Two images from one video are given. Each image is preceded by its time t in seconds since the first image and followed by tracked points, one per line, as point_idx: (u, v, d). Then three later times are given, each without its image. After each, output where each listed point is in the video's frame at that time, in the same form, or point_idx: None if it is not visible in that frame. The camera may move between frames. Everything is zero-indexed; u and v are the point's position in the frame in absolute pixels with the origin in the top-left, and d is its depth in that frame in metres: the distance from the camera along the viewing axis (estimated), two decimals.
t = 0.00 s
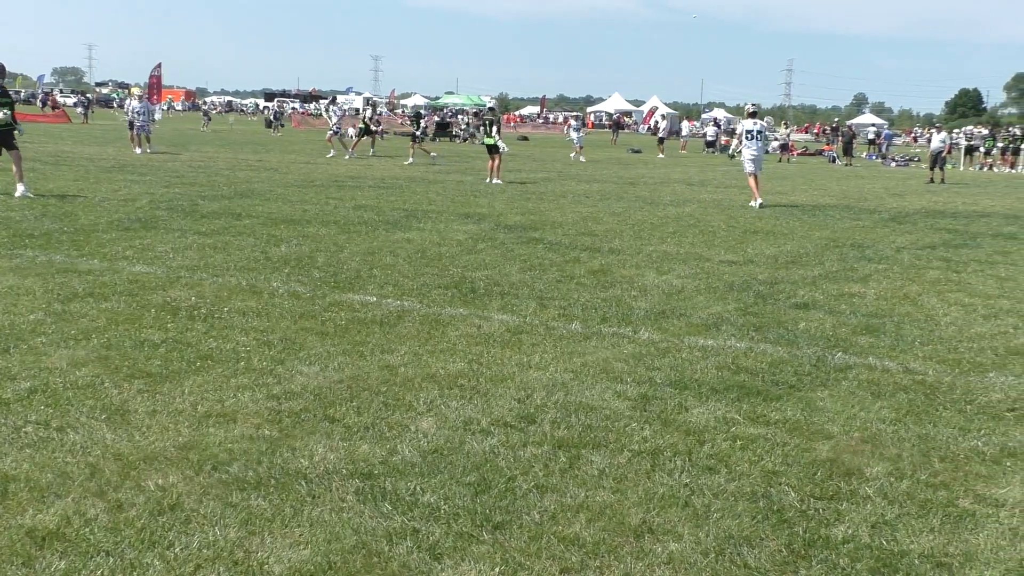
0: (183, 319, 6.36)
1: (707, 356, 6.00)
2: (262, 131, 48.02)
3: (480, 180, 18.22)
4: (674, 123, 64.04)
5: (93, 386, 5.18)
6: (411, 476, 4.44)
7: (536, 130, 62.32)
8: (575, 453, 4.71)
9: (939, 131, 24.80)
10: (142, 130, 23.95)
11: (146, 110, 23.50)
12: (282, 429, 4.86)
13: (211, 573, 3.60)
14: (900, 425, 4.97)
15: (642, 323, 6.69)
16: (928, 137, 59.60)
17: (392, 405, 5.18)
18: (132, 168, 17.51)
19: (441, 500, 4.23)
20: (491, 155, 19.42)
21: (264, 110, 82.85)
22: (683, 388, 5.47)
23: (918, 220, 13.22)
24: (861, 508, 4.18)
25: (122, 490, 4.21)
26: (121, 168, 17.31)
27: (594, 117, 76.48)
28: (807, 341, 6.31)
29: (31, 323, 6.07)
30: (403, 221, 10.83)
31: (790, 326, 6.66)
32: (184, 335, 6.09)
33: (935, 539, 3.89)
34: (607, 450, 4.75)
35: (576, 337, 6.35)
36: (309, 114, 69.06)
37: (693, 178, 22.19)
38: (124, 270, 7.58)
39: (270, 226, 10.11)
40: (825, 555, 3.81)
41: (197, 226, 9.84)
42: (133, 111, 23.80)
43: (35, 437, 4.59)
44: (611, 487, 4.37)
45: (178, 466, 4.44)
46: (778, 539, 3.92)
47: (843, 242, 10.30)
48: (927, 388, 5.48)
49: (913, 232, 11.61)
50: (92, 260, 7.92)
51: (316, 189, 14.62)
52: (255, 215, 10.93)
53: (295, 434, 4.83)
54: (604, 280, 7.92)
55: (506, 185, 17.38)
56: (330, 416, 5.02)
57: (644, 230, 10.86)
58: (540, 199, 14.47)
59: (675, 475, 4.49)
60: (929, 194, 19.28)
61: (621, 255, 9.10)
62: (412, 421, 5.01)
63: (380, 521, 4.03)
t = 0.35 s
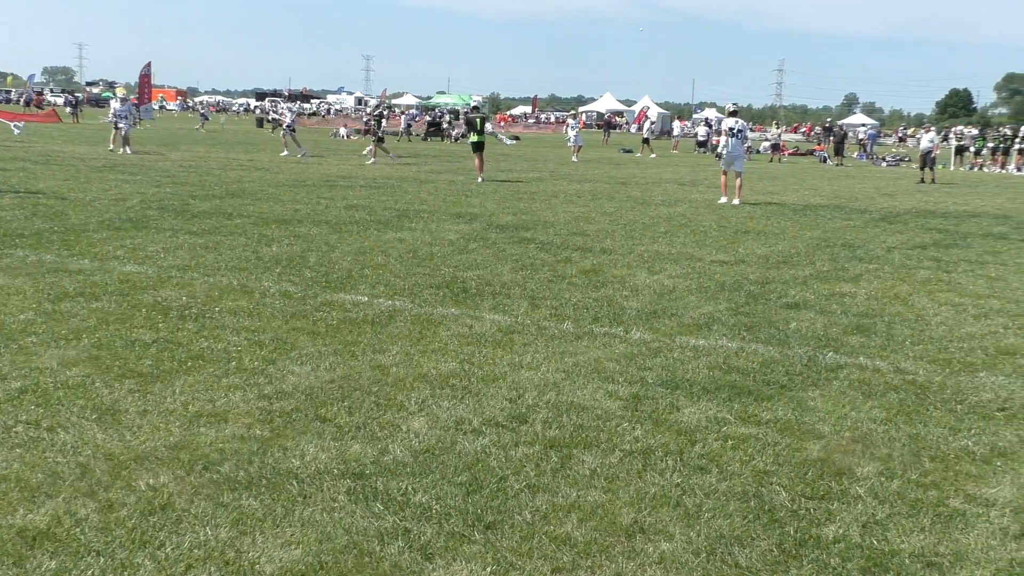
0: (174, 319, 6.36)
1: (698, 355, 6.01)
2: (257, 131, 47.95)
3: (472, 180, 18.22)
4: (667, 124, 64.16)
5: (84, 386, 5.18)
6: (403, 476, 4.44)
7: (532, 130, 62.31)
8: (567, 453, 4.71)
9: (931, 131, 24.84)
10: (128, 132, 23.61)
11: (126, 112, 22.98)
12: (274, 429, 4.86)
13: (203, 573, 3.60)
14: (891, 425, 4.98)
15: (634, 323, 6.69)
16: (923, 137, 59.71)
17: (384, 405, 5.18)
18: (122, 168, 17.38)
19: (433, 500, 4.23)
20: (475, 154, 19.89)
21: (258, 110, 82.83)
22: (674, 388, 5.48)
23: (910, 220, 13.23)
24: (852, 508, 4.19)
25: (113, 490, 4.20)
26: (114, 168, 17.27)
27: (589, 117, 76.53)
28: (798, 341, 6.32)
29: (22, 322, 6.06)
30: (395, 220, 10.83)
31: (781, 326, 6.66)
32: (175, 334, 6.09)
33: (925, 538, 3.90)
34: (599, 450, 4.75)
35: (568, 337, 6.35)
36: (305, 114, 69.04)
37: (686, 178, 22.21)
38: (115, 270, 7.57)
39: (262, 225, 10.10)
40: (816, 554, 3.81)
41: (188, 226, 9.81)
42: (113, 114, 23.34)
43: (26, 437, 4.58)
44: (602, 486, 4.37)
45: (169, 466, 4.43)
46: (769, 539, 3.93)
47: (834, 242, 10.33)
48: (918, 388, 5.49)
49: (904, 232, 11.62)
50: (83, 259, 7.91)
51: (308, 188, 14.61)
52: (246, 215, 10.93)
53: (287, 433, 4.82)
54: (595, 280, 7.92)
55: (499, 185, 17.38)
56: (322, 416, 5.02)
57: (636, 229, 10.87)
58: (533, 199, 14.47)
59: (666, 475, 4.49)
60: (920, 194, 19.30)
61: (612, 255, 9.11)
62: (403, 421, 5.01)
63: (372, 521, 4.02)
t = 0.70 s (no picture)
0: (169, 319, 6.35)
1: (693, 355, 6.01)
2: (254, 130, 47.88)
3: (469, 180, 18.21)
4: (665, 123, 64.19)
5: (78, 386, 5.17)
6: (397, 476, 4.44)
7: (529, 129, 62.30)
8: (561, 453, 4.71)
9: (926, 131, 24.87)
10: (111, 128, 23.23)
11: (107, 107, 22.60)
12: (268, 429, 4.86)
13: (197, 573, 3.60)
14: (885, 425, 4.99)
15: (629, 323, 6.70)
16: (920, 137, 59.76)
17: (379, 404, 5.18)
18: (115, 167, 17.31)
19: (427, 500, 4.23)
20: (458, 154, 20.32)
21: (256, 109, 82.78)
22: (669, 387, 5.48)
23: (904, 220, 13.24)
24: (846, 508, 4.19)
25: (108, 490, 4.20)
26: (109, 168, 17.23)
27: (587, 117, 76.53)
28: (793, 341, 6.33)
29: (16, 322, 6.05)
30: (390, 220, 10.82)
31: (776, 326, 6.66)
32: (170, 334, 6.08)
33: (920, 538, 3.90)
34: (594, 450, 4.75)
35: (563, 337, 6.36)
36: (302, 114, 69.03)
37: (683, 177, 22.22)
38: (109, 270, 7.56)
39: (257, 225, 10.09)
40: (810, 554, 3.81)
41: (182, 226, 9.79)
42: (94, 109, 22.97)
43: (20, 437, 4.57)
44: (597, 486, 4.37)
45: (163, 466, 4.43)
46: (764, 539, 3.93)
47: (829, 242, 10.33)
48: (912, 387, 5.49)
49: (899, 232, 11.63)
50: (78, 259, 7.91)
51: (303, 188, 14.57)
52: (241, 214, 10.92)
53: (281, 433, 4.82)
54: (590, 280, 7.92)
55: (496, 185, 17.37)
56: (317, 415, 5.02)
57: (631, 229, 10.88)
58: (529, 198, 14.46)
59: (661, 475, 4.49)
60: (914, 194, 19.32)
61: (607, 255, 9.11)
62: (398, 421, 5.01)
63: (367, 521, 4.02)
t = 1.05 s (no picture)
0: (167, 319, 6.34)
1: (691, 355, 6.01)
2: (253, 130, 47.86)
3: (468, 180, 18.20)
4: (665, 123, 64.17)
5: (77, 386, 5.17)
6: (396, 476, 4.44)
7: (529, 130, 62.29)
8: (560, 453, 4.71)
9: (926, 131, 24.85)
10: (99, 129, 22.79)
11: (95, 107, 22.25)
12: (267, 429, 4.86)
13: (196, 572, 3.60)
14: (883, 425, 4.99)
15: (627, 322, 6.69)
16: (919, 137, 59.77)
17: (377, 404, 5.18)
18: (113, 167, 17.26)
19: (426, 499, 4.23)
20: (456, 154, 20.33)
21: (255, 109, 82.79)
22: (668, 387, 5.48)
23: (903, 220, 13.23)
24: (844, 507, 4.19)
25: (106, 490, 4.19)
26: (107, 167, 17.20)
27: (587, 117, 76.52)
28: (792, 341, 6.33)
29: (14, 322, 6.05)
30: (388, 220, 10.81)
31: (774, 326, 6.66)
32: (168, 334, 6.08)
33: (918, 538, 3.90)
34: (592, 450, 4.75)
35: (561, 336, 6.36)
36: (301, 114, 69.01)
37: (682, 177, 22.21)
38: (107, 269, 7.56)
39: (255, 225, 10.08)
40: (808, 554, 3.81)
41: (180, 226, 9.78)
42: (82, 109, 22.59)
43: (18, 437, 4.57)
44: (596, 486, 4.37)
45: (162, 466, 4.43)
46: (762, 539, 3.93)
47: (828, 242, 10.33)
48: (911, 387, 5.50)
49: (898, 231, 11.63)
50: (76, 259, 7.90)
51: (301, 188, 14.54)
52: (240, 214, 10.91)
53: (280, 433, 4.82)
54: (588, 280, 7.92)
55: (495, 184, 17.36)
56: (315, 415, 5.02)
57: (629, 229, 10.87)
58: (527, 198, 14.45)
59: (659, 475, 4.49)
60: (913, 194, 19.31)
61: (606, 254, 9.11)
62: (396, 421, 5.01)
63: (365, 521, 4.02)
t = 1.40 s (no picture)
0: (181, 319, 6.36)
1: (704, 356, 6.00)
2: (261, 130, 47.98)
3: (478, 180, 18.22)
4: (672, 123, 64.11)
5: (91, 386, 5.18)
6: (409, 476, 4.44)
7: (536, 130, 62.29)
8: (573, 453, 4.71)
9: (938, 131, 24.77)
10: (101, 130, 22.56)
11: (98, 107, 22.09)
12: (280, 429, 4.86)
13: (210, 572, 3.60)
14: (897, 425, 4.98)
15: (640, 323, 6.69)
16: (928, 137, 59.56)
17: (390, 404, 5.19)
18: (126, 168, 17.33)
19: (439, 500, 4.23)
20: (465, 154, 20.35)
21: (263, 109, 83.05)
22: (681, 387, 5.47)
23: (915, 220, 13.19)
24: (858, 509, 4.18)
25: (120, 490, 4.20)
26: (120, 168, 17.28)
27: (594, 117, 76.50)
28: (805, 341, 6.32)
29: (29, 322, 6.07)
30: (401, 220, 10.83)
31: (788, 326, 6.65)
32: (181, 334, 6.09)
33: (932, 539, 3.89)
34: (605, 450, 4.74)
35: (574, 337, 6.35)
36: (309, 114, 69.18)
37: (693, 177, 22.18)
38: (121, 269, 7.59)
39: (268, 225, 10.11)
40: (822, 555, 3.80)
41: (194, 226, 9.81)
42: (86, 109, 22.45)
43: (33, 437, 4.59)
44: (609, 486, 4.37)
45: (176, 465, 4.44)
46: (776, 539, 3.92)
47: (841, 242, 10.30)
48: (925, 388, 5.48)
49: (911, 232, 11.60)
50: (90, 259, 7.93)
51: (314, 188, 14.59)
52: (253, 214, 10.93)
53: (293, 433, 4.83)
54: (601, 281, 7.91)
55: (506, 185, 17.38)
56: (329, 415, 5.03)
57: (642, 229, 10.87)
58: (538, 198, 14.45)
59: (673, 476, 4.48)
60: (925, 194, 19.26)
61: (619, 254, 9.11)
62: (410, 421, 5.01)
63: (379, 521, 4.02)
